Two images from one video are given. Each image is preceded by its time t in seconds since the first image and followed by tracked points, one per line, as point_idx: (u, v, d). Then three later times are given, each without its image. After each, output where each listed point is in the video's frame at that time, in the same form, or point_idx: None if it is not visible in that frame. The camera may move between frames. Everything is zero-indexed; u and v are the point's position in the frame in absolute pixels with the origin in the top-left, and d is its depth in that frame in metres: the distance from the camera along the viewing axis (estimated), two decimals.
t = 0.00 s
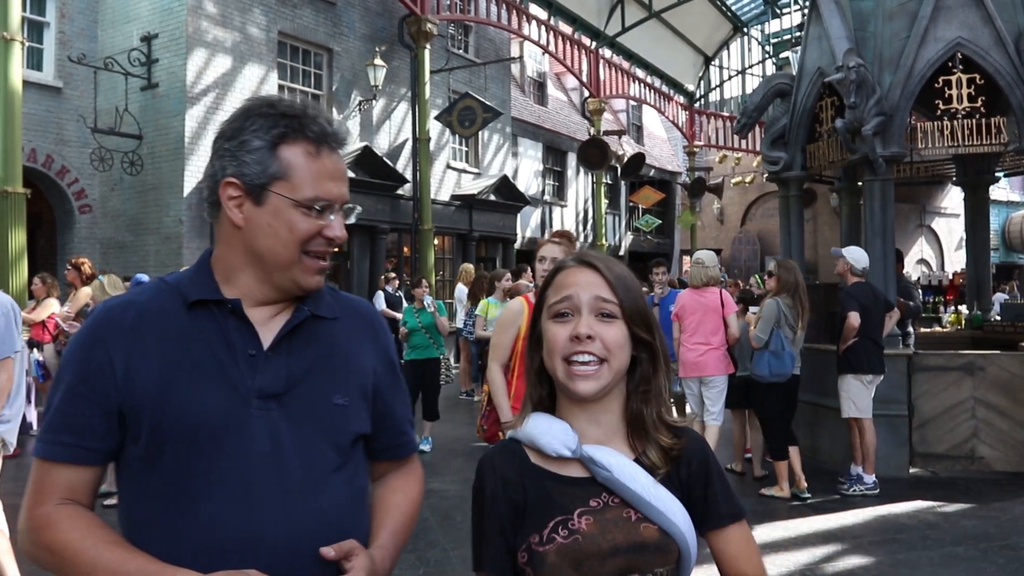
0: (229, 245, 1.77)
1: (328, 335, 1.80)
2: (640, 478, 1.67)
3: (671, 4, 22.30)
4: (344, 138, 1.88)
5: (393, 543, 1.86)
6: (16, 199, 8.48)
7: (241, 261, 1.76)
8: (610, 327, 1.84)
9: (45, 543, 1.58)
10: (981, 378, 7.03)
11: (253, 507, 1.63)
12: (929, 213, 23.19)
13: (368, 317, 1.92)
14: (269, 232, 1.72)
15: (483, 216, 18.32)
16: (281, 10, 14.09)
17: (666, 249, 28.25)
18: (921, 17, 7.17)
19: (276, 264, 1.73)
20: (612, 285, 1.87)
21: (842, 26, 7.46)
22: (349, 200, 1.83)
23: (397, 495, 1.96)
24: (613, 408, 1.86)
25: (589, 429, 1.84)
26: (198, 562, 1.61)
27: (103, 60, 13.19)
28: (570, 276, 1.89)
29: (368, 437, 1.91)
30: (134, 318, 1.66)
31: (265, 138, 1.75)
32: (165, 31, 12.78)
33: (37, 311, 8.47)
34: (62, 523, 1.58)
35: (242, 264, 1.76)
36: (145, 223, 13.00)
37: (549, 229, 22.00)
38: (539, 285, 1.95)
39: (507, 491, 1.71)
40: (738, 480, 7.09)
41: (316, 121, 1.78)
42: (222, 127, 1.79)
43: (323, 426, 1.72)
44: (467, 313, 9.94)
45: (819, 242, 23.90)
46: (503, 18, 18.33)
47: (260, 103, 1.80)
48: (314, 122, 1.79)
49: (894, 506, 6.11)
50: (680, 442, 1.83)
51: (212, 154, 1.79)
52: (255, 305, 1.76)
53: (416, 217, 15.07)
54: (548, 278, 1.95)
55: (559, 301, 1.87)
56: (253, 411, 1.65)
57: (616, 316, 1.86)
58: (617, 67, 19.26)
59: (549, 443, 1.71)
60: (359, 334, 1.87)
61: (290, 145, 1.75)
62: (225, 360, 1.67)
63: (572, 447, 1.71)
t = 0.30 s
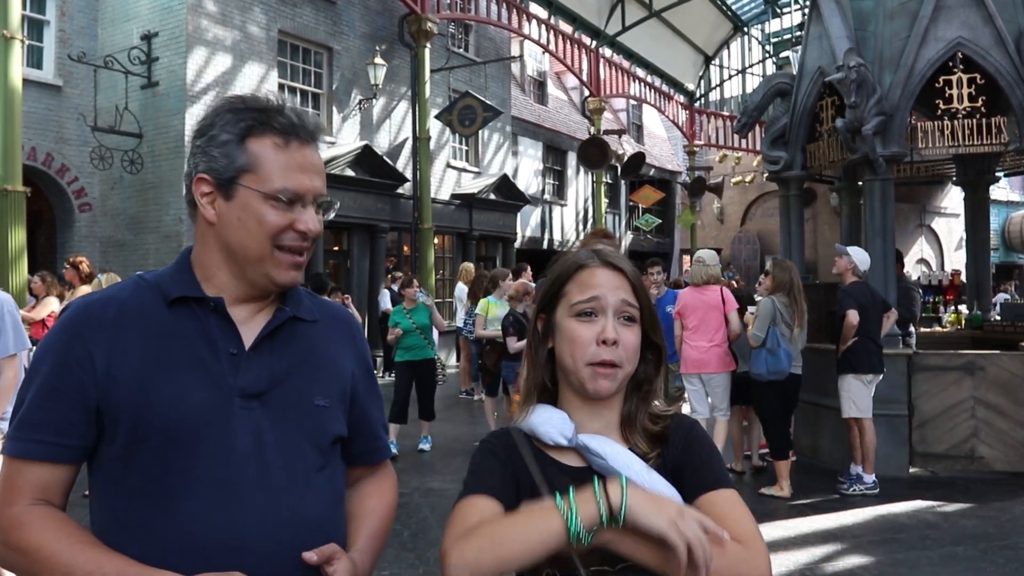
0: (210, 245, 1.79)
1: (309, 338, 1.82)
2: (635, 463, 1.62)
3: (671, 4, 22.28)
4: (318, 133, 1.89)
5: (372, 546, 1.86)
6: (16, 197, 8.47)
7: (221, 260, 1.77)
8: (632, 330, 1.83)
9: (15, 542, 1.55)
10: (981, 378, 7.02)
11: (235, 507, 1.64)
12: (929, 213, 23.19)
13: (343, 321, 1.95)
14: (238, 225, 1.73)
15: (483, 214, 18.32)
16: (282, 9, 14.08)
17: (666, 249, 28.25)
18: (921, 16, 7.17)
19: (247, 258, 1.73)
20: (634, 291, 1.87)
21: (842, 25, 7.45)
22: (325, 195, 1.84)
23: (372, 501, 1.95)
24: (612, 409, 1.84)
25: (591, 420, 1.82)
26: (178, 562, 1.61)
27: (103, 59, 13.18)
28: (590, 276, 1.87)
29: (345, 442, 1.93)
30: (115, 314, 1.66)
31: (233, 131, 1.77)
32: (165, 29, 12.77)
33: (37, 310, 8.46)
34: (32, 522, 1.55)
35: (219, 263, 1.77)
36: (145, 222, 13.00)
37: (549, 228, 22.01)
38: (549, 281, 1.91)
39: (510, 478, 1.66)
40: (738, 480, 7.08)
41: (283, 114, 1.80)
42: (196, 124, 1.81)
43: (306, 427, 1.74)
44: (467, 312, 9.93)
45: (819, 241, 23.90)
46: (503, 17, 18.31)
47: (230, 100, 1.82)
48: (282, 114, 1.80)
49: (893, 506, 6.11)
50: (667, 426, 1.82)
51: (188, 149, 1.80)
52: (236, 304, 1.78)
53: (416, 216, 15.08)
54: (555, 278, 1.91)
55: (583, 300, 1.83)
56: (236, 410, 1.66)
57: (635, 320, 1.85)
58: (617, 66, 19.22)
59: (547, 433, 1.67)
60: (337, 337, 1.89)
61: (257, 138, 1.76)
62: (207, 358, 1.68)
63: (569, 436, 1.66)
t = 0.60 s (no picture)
0: (203, 248, 1.79)
1: (299, 334, 1.82)
2: (652, 480, 1.69)
3: (672, 3, 22.27)
4: (316, 141, 1.88)
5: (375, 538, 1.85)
6: (17, 197, 8.48)
7: (215, 262, 1.77)
8: (626, 327, 1.84)
9: (14, 551, 1.56)
10: (981, 378, 7.02)
11: (233, 504, 1.64)
12: (930, 213, 23.19)
13: (334, 316, 1.95)
14: (240, 233, 1.73)
15: (483, 214, 18.32)
16: (283, 8, 14.08)
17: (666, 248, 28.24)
18: (922, 16, 7.17)
19: (247, 266, 1.74)
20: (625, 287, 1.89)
21: (844, 25, 7.44)
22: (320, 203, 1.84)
23: (372, 495, 1.95)
24: (617, 411, 1.84)
25: (596, 430, 1.82)
26: (177, 564, 1.61)
27: (103, 58, 13.18)
28: (582, 275, 1.89)
29: (342, 436, 1.93)
30: (105, 319, 1.66)
31: (236, 142, 1.75)
32: (166, 29, 12.77)
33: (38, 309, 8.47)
34: (31, 530, 1.56)
35: (211, 266, 1.78)
36: (145, 221, 13.02)
37: (550, 228, 22.00)
38: (544, 287, 1.93)
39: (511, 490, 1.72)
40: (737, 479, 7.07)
41: (290, 124, 1.79)
42: (194, 128, 1.79)
43: (300, 423, 1.74)
44: (468, 312, 9.94)
45: (819, 241, 23.91)
46: (504, 16, 18.29)
47: (232, 105, 1.80)
48: (287, 124, 1.79)
49: (894, 506, 6.11)
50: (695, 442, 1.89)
51: (184, 153, 1.79)
52: (226, 305, 1.77)
53: (416, 216, 15.13)
54: (553, 281, 1.94)
55: (574, 300, 1.85)
56: (229, 408, 1.66)
57: (629, 317, 1.86)
58: (619, 65, 19.17)
59: (559, 452, 1.70)
60: (328, 332, 1.89)
61: (261, 148, 1.75)
62: (197, 358, 1.68)
63: (581, 454, 1.70)
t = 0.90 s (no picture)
0: (196, 249, 1.78)
1: (297, 333, 1.81)
2: (649, 488, 1.73)
3: (672, 3, 22.25)
4: (313, 137, 1.87)
5: (374, 537, 1.84)
6: (17, 196, 8.47)
7: (213, 261, 1.77)
8: (604, 330, 1.83)
9: (14, 552, 1.57)
10: (981, 377, 7.02)
11: (228, 505, 1.64)
12: (930, 212, 23.19)
13: (335, 314, 1.94)
14: (236, 232, 1.73)
15: (484, 213, 18.32)
16: (283, 8, 14.07)
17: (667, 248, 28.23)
18: (923, 15, 7.16)
19: (243, 265, 1.74)
20: (602, 285, 1.85)
21: (844, 24, 7.43)
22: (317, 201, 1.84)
23: (374, 492, 1.95)
24: (610, 410, 1.87)
25: (594, 436, 1.85)
26: (174, 564, 1.61)
27: (103, 57, 13.18)
28: (562, 279, 1.88)
29: (343, 433, 1.93)
30: (102, 320, 1.66)
31: (231, 140, 1.75)
32: (166, 28, 12.76)
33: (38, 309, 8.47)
34: (30, 530, 1.56)
35: (208, 265, 1.77)
36: (145, 220, 13.02)
37: (550, 227, 21.99)
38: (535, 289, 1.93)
39: (510, 500, 1.70)
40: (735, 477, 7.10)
41: (285, 121, 1.78)
42: (188, 126, 1.79)
43: (298, 424, 1.73)
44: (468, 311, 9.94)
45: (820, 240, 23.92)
46: (504, 16, 18.28)
47: (226, 103, 1.79)
48: (282, 122, 1.79)
49: (894, 505, 6.11)
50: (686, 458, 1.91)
51: (179, 153, 1.79)
52: (223, 304, 1.77)
53: (416, 215, 15.15)
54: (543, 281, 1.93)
55: (551, 305, 1.85)
56: (226, 409, 1.66)
57: (609, 317, 1.84)
58: (619, 65, 19.15)
59: (559, 457, 1.70)
60: (328, 332, 1.88)
61: (255, 146, 1.75)
62: (194, 359, 1.67)
63: (580, 459, 1.70)
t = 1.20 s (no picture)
0: (195, 248, 1.79)
1: (299, 334, 1.81)
2: (637, 466, 1.68)
3: (674, 3, 22.24)
4: (316, 139, 1.87)
5: (374, 537, 1.85)
6: (18, 197, 8.48)
7: (212, 261, 1.77)
8: (584, 326, 1.82)
9: (17, 552, 1.58)
10: (983, 378, 7.01)
11: (228, 506, 1.64)
12: (932, 213, 23.20)
13: (338, 312, 1.94)
14: (240, 234, 1.73)
15: (485, 213, 18.33)
16: (284, 8, 14.07)
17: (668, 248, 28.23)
18: (925, 15, 7.16)
19: (246, 266, 1.74)
20: (580, 281, 1.83)
21: (846, 24, 7.43)
22: (321, 203, 1.83)
23: (377, 489, 1.95)
24: (597, 396, 1.86)
25: (586, 420, 1.85)
26: (175, 565, 1.62)
27: (105, 57, 13.19)
28: (545, 276, 1.87)
29: (347, 433, 1.93)
30: (104, 321, 1.66)
31: (235, 142, 1.75)
32: (167, 28, 12.76)
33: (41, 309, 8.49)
34: (34, 529, 1.57)
35: (211, 265, 1.77)
36: (147, 221, 13.03)
37: (552, 227, 22.00)
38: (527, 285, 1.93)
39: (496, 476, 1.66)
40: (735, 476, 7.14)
41: (290, 124, 1.78)
42: (192, 127, 1.79)
43: (298, 424, 1.73)
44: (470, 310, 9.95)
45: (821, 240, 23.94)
46: (505, 16, 18.27)
47: (230, 104, 1.79)
48: (287, 124, 1.79)
49: (896, 505, 6.10)
50: (667, 437, 1.83)
51: (183, 154, 1.79)
52: (224, 305, 1.77)
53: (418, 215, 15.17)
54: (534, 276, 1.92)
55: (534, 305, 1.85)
56: (227, 412, 1.66)
57: (589, 313, 1.82)
58: (620, 65, 19.12)
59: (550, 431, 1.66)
60: (330, 331, 1.88)
61: (259, 149, 1.75)
62: (195, 360, 1.67)
63: (570, 436, 1.68)
